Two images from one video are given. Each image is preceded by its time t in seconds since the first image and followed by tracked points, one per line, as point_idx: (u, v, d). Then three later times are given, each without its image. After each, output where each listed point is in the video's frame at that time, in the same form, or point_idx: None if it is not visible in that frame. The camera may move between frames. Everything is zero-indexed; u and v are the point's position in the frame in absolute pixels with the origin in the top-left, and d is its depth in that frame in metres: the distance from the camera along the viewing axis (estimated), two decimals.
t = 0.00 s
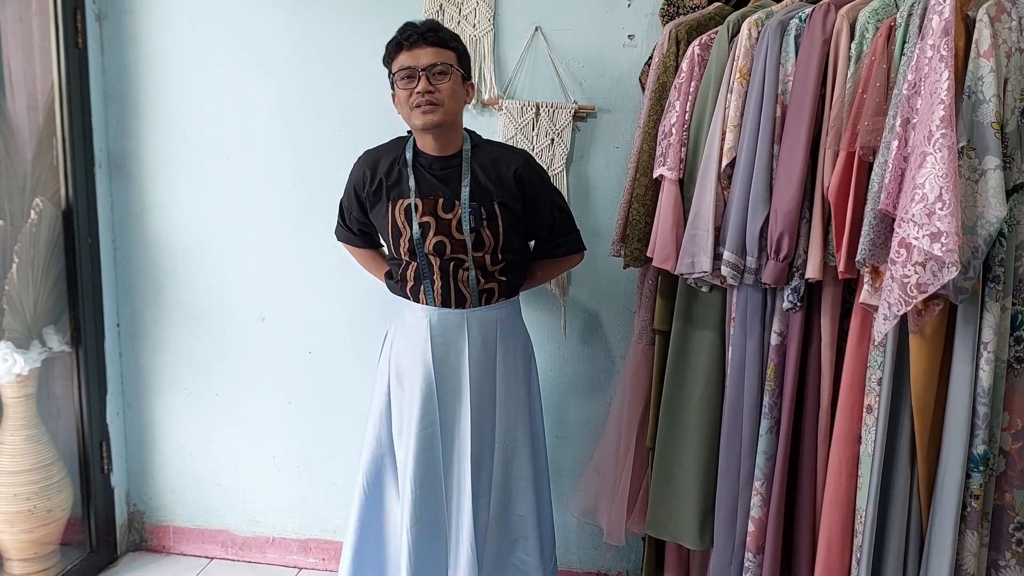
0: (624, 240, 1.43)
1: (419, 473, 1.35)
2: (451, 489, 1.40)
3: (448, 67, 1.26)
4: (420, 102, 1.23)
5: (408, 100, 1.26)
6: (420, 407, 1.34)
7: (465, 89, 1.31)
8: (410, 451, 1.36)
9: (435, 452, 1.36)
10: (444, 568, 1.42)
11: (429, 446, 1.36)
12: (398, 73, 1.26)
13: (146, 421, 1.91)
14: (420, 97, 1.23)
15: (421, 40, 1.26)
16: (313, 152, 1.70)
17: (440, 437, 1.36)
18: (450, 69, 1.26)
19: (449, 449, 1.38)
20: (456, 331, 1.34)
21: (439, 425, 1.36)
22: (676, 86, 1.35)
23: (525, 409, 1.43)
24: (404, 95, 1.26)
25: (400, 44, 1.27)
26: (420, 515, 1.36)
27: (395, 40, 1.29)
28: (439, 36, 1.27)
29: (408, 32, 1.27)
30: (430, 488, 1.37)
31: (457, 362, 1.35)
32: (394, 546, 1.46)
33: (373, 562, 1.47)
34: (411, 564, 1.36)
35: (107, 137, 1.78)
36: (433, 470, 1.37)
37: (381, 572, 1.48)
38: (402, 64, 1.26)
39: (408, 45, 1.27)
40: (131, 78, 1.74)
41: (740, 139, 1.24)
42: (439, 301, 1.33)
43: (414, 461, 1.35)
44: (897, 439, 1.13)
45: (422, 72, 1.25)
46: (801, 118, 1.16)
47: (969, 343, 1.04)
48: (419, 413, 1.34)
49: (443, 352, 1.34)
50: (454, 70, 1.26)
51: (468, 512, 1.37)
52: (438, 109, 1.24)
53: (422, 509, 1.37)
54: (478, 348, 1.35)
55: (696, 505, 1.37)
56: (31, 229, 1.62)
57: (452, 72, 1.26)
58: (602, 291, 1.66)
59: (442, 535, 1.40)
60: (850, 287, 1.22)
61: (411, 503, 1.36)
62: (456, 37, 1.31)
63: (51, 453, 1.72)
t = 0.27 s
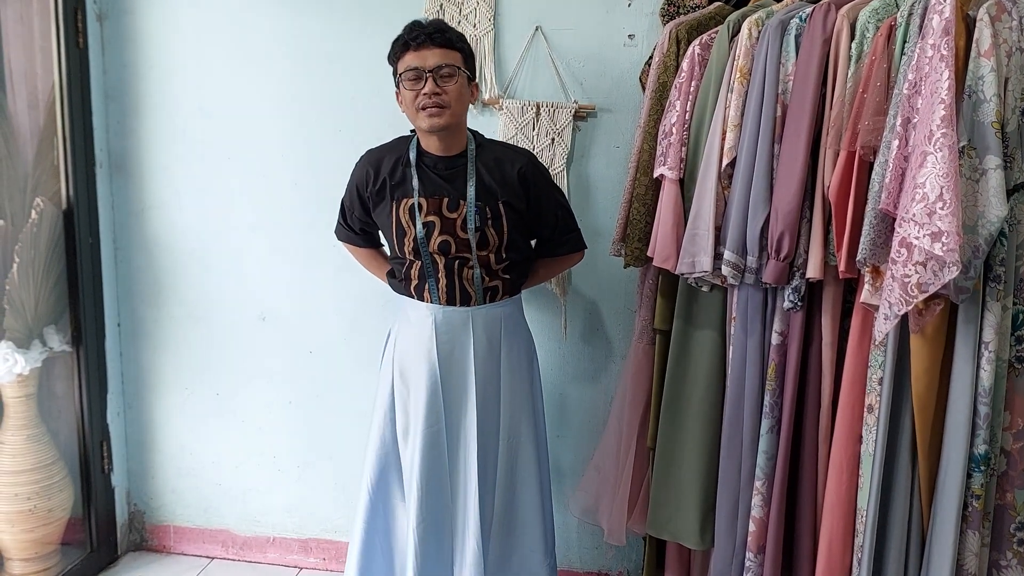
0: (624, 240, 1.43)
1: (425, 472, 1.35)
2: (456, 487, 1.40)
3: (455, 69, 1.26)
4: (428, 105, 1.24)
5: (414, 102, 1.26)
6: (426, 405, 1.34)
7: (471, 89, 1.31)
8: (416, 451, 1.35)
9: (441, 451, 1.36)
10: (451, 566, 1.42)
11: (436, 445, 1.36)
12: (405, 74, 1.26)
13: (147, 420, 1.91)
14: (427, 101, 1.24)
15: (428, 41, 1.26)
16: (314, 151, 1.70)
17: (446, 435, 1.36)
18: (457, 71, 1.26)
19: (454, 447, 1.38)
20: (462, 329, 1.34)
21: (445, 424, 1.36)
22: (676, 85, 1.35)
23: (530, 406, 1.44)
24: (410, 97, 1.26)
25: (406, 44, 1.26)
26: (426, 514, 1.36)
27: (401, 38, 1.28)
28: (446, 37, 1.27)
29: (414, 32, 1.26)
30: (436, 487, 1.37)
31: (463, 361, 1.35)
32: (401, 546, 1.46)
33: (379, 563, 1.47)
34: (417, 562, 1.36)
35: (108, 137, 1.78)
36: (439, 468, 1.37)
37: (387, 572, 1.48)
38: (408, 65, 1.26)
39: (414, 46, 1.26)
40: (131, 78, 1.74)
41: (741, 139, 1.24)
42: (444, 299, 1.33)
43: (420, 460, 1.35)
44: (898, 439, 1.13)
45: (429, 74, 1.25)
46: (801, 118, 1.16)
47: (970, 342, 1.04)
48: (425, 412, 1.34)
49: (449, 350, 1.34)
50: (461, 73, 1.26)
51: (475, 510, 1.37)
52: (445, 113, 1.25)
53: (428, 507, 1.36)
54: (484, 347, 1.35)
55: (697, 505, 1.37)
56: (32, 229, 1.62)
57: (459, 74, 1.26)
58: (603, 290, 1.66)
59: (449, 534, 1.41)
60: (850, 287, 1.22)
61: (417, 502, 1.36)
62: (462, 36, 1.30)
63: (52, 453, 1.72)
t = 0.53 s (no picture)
0: (625, 240, 1.43)
1: (429, 471, 1.35)
2: (462, 485, 1.40)
3: (464, 71, 1.26)
4: (434, 105, 1.24)
5: (421, 101, 1.26)
6: (431, 403, 1.35)
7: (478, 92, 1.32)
8: (421, 450, 1.36)
9: (447, 449, 1.37)
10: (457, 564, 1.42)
11: (441, 443, 1.36)
12: (413, 72, 1.26)
13: (147, 420, 1.91)
14: (434, 100, 1.24)
15: (438, 41, 1.26)
16: (314, 151, 1.70)
17: (452, 434, 1.37)
18: (466, 73, 1.26)
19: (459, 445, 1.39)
20: (468, 328, 1.34)
21: (451, 422, 1.37)
22: (677, 85, 1.35)
23: (538, 402, 1.45)
24: (417, 96, 1.26)
25: (417, 43, 1.27)
26: (431, 512, 1.37)
27: (411, 37, 1.28)
28: (457, 38, 1.27)
29: (426, 31, 1.27)
30: (442, 486, 1.38)
31: (469, 360, 1.35)
32: (408, 546, 1.46)
33: (385, 563, 1.46)
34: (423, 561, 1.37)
35: (109, 136, 1.78)
36: (445, 466, 1.37)
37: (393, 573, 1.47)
38: (417, 64, 1.26)
39: (424, 45, 1.26)
40: (132, 77, 1.75)
41: (742, 139, 1.24)
42: (449, 298, 1.33)
43: (426, 458, 1.35)
44: (899, 439, 1.13)
45: (438, 74, 1.25)
46: (802, 118, 1.16)
47: (971, 342, 1.04)
48: (430, 410, 1.35)
49: (455, 348, 1.34)
50: (469, 75, 1.27)
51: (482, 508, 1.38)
52: (451, 114, 1.25)
53: (433, 506, 1.37)
54: (489, 345, 1.35)
55: (698, 505, 1.37)
56: (33, 229, 1.62)
57: (467, 76, 1.27)
58: (603, 290, 1.66)
59: (455, 533, 1.41)
60: (851, 286, 1.22)
61: (422, 501, 1.36)
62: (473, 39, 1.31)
63: (53, 453, 1.72)
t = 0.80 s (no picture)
0: (625, 239, 1.43)
1: (435, 469, 1.36)
2: (469, 484, 1.40)
3: (477, 74, 1.26)
4: (443, 105, 1.24)
5: (431, 100, 1.26)
6: (438, 403, 1.35)
7: (490, 96, 1.31)
8: (427, 448, 1.36)
9: (454, 448, 1.37)
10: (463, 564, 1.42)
11: (447, 441, 1.36)
12: (426, 70, 1.26)
13: (148, 419, 1.91)
14: (444, 101, 1.24)
15: (454, 41, 1.26)
16: (314, 150, 1.70)
17: (459, 433, 1.37)
18: (479, 77, 1.26)
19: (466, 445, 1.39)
20: (474, 326, 1.34)
21: (457, 421, 1.37)
22: (677, 84, 1.35)
23: (543, 398, 1.46)
24: (428, 94, 1.27)
25: (433, 41, 1.27)
26: (438, 511, 1.37)
27: (427, 34, 1.28)
28: (473, 40, 1.27)
29: (443, 30, 1.27)
30: (448, 484, 1.38)
31: (475, 358, 1.35)
32: (413, 546, 1.46)
33: (390, 563, 1.46)
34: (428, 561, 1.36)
35: (109, 136, 1.78)
36: (452, 466, 1.37)
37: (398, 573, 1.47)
38: (431, 62, 1.26)
39: (440, 44, 1.26)
40: (133, 77, 1.75)
41: (741, 138, 1.24)
42: (456, 298, 1.33)
43: (433, 457, 1.35)
44: (898, 438, 1.13)
45: (450, 75, 1.25)
46: (802, 117, 1.16)
47: (970, 341, 1.04)
48: (437, 409, 1.35)
49: (461, 347, 1.34)
50: (482, 78, 1.27)
51: (490, 505, 1.39)
52: (459, 116, 1.25)
53: (440, 504, 1.37)
54: (496, 343, 1.36)
55: (698, 503, 1.37)
56: (33, 228, 1.63)
57: (480, 80, 1.27)
58: (603, 289, 1.66)
59: (461, 532, 1.41)
60: (851, 286, 1.22)
61: (428, 500, 1.36)
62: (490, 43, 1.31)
63: (53, 452, 1.72)
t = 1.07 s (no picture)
0: (625, 239, 1.43)
1: (447, 468, 1.36)
2: (479, 483, 1.40)
3: (493, 77, 1.26)
4: (457, 108, 1.24)
5: (445, 101, 1.26)
6: (448, 402, 1.35)
7: (504, 97, 1.31)
8: (438, 448, 1.36)
9: (465, 447, 1.37)
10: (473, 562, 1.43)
11: (458, 441, 1.36)
12: (441, 71, 1.25)
13: (148, 418, 1.91)
14: (458, 103, 1.24)
15: (471, 43, 1.25)
16: (314, 150, 1.70)
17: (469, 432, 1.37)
18: (494, 80, 1.26)
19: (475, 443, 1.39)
20: (483, 325, 1.35)
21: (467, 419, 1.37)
22: (677, 84, 1.35)
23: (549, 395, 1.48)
24: (442, 95, 1.26)
25: (449, 41, 1.26)
26: (448, 509, 1.37)
27: (444, 33, 1.27)
28: (490, 42, 1.26)
29: (460, 30, 1.25)
30: (459, 483, 1.38)
31: (485, 356, 1.36)
32: (422, 545, 1.46)
33: (399, 562, 1.47)
34: (441, 560, 1.37)
35: (110, 135, 1.78)
36: (462, 465, 1.38)
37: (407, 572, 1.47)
38: (447, 63, 1.25)
39: (456, 45, 1.25)
40: (133, 76, 1.75)
41: (742, 138, 1.24)
42: (464, 298, 1.33)
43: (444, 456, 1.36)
44: (898, 437, 1.13)
45: (466, 77, 1.24)
46: (802, 117, 1.16)
47: (970, 341, 1.04)
48: (448, 408, 1.35)
49: (471, 346, 1.35)
50: (497, 81, 1.26)
51: (497, 499, 1.41)
52: (473, 119, 1.25)
53: (454, 502, 1.38)
54: (505, 341, 1.37)
55: (698, 503, 1.37)
56: (34, 227, 1.63)
57: (495, 83, 1.26)
58: (604, 289, 1.66)
59: (471, 532, 1.41)
60: (851, 286, 1.22)
61: (440, 500, 1.36)
62: (506, 42, 1.29)
63: (54, 451, 1.72)
